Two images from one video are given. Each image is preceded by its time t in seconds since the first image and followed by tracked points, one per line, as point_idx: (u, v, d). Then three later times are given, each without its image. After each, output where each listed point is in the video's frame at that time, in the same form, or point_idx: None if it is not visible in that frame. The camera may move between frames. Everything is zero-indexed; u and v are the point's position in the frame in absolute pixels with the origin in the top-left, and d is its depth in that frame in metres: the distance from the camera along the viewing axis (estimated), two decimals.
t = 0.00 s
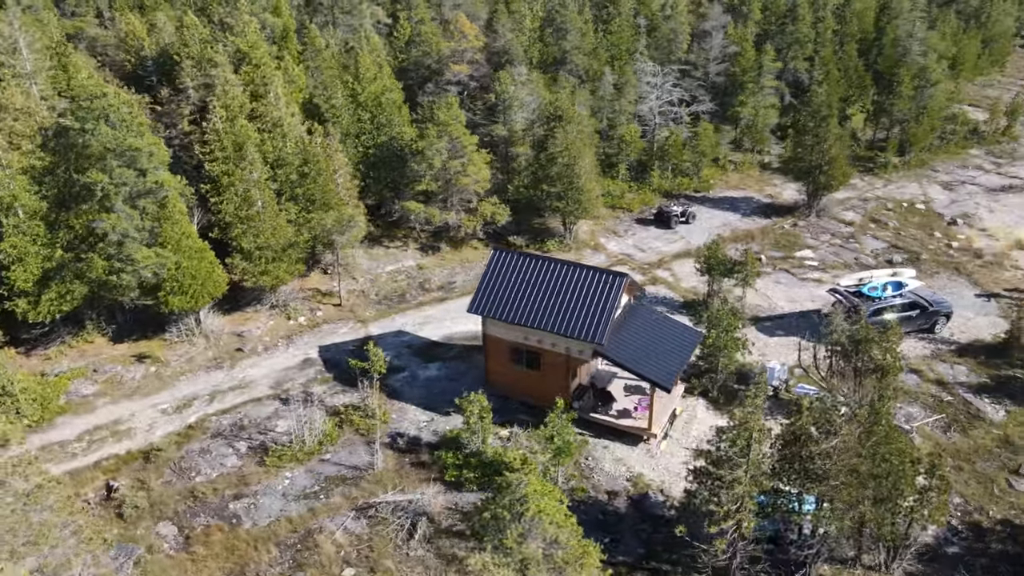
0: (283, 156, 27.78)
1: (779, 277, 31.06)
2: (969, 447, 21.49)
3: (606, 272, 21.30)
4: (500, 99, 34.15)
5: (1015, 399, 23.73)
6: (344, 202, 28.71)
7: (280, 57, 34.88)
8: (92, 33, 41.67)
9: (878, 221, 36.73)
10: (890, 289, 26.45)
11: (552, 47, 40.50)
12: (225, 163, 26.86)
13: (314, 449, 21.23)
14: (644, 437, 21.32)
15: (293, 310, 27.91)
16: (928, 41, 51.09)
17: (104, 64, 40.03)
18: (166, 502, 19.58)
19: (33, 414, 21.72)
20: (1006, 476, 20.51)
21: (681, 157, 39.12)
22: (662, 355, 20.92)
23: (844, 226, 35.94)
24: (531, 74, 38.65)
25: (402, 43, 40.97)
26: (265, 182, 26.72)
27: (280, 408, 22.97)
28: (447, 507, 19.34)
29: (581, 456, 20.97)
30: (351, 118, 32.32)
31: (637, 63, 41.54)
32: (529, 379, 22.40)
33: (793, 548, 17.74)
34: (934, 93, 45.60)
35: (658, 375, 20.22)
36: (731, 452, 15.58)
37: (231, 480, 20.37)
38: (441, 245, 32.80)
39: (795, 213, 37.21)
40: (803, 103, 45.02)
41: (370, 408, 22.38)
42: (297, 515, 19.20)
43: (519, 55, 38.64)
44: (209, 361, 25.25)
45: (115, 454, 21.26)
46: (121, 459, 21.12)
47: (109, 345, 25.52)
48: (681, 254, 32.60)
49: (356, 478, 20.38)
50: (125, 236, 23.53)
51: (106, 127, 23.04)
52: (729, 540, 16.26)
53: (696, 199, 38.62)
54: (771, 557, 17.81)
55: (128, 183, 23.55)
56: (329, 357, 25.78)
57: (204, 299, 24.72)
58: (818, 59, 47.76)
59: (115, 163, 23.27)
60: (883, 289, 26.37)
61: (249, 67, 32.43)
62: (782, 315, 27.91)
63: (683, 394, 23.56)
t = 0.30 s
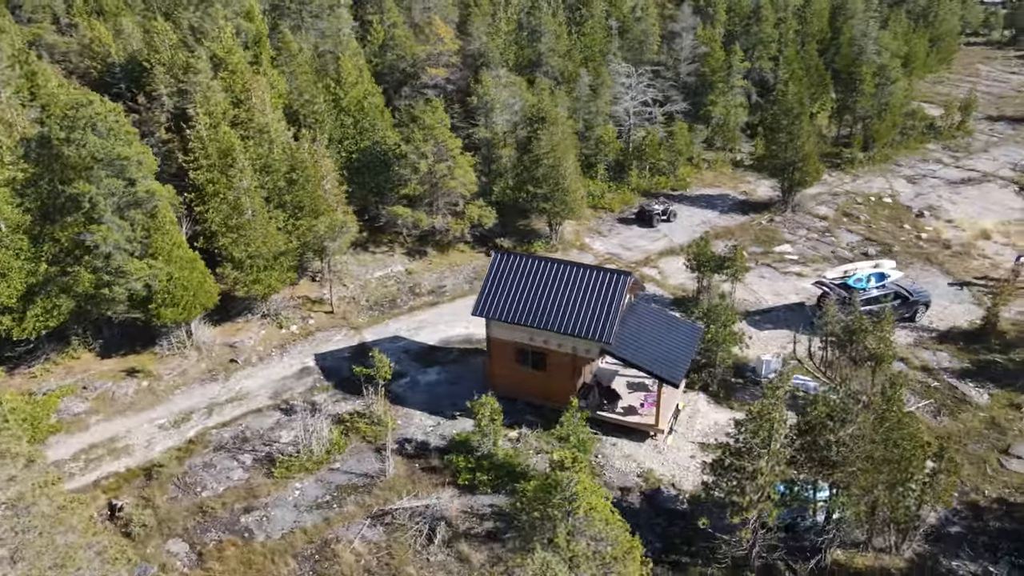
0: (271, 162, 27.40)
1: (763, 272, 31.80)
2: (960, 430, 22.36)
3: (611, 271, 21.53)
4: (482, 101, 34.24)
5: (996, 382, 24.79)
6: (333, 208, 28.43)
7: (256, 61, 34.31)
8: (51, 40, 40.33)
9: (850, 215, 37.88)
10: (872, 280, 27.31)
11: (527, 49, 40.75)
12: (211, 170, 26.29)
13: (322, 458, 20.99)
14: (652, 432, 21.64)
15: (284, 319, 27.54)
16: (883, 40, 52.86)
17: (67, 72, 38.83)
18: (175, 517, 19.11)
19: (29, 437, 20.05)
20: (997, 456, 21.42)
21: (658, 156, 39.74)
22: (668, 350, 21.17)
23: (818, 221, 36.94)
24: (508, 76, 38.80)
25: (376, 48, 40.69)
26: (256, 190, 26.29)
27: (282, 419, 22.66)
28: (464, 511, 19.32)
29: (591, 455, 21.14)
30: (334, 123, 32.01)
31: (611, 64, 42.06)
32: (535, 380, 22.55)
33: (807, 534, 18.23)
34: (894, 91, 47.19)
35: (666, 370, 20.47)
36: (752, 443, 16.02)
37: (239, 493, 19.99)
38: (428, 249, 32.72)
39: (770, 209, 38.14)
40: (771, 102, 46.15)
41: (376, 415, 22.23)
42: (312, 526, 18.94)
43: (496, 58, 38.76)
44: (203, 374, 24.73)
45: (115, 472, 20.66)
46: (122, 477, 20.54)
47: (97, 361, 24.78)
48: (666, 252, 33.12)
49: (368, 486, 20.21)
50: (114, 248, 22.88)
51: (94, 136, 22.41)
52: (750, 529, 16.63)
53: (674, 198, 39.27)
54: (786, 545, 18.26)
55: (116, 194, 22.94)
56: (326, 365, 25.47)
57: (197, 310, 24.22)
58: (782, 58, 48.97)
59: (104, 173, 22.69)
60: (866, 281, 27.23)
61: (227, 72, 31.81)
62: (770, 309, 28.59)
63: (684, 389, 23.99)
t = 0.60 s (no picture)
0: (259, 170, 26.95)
1: (746, 267, 32.51)
2: (950, 413, 23.25)
3: (614, 271, 21.81)
4: (465, 105, 34.22)
5: (977, 367, 25.85)
6: (322, 215, 28.11)
7: (232, 67, 33.70)
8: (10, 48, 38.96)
9: (823, 209, 38.96)
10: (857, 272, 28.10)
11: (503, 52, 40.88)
12: (195, 179, 25.57)
13: (332, 468, 20.76)
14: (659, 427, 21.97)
15: (276, 328, 27.16)
16: (840, 40, 54.55)
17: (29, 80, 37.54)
18: (185, 534, 18.64)
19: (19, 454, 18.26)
20: (987, 437, 22.32)
21: (635, 156, 40.26)
22: (672, 348, 21.59)
23: (794, 216, 37.91)
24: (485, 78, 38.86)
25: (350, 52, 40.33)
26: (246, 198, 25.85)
27: (286, 429, 22.35)
28: (481, 513, 19.31)
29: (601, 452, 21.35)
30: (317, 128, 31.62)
31: (585, 66, 42.47)
32: (541, 381, 22.70)
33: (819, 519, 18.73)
34: (856, 89, 48.66)
35: (672, 367, 20.87)
36: (772, 433, 16.48)
37: (249, 506, 19.61)
38: (415, 253, 32.59)
39: (746, 206, 39.00)
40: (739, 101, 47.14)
41: (382, 421, 22.09)
42: (329, 536, 18.70)
43: (473, 60, 38.80)
44: (199, 386, 24.22)
45: (118, 491, 20.08)
46: (125, 495, 19.97)
47: (86, 377, 24.05)
48: (651, 251, 33.60)
49: (381, 493, 20.06)
50: (105, 260, 22.25)
51: (84, 145, 21.73)
52: (770, 517, 17.01)
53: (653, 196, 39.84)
54: (800, 531, 18.74)
55: (106, 205, 22.32)
56: (324, 373, 25.17)
57: (191, 322, 23.67)
58: (748, 58, 50.07)
59: (93, 184, 22.04)
60: (851, 273, 28.03)
61: (205, 79, 31.18)
62: (758, 303, 29.24)
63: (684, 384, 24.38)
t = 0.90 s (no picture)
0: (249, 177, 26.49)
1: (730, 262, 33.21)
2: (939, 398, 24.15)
3: (618, 270, 22.07)
4: (447, 108, 34.18)
5: (959, 353, 26.89)
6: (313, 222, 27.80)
7: (209, 73, 33.05)
8: None
9: (797, 205, 40.00)
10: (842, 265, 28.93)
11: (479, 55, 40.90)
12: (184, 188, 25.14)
13: (344, 476, 20.56)
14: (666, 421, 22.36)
15: (270, 338, 26.79)
16: (800, 40, 56.03)
17: None
18: (200, 551, 18.19)
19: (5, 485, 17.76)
20: (975, 420, 23.25)
21: (614, 157, 40.72)
22: (676, 343, 21.96)
23: (770, 212, 38.84)
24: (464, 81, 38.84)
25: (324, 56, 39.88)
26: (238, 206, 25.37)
27: (292, 440, 22.07)
28: (499, 515, 19.34)
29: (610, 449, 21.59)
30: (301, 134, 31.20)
31: (560, 68, 42.76)
32: (548, 380, 22.91)
33: (830, 506, 19.25)
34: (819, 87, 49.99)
35: (678, 362, 21.21)
36: (790, 424, 16.91)
37: (263, 519, 19.26)
38: (403, 258, 32.45)
39: (723, 204, 39.81)
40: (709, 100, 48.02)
41: (391, 428, 21.99)
42: (349, 545, 18.50)
43: (451, 64, 38.74)
44: (197, 400, 23.72)
45: (124, 509, 19.53)
46: (133, 513, 19.43)
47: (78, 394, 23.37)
48: (637, 249, 34.07)
49: (397, 499, 19.96)
50: (99, 274, 21.64)
51: (76, 156, 21.03)
52: (788, 505, 17.45)
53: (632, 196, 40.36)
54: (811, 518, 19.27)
55: (99, 217, 21.69)
56: (324, 382, 24.88)
57: (188, 334, 23.13)
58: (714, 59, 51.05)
59: (85, 196, 21.37)
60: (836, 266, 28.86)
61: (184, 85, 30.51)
62: (747, 297, 29.92)
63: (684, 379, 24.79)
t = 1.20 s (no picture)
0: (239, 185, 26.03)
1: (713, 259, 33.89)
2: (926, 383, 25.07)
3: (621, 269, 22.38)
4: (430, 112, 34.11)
5: (939, 339, 27.94)
6: (304, 229, 27.48)
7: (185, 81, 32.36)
8: None
9: (771, 202, 41.00)
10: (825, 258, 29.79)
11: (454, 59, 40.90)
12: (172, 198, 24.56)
13: (357, 485, 20.37)
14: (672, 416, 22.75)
15: (265, 349, 26.38)
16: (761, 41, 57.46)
17: None
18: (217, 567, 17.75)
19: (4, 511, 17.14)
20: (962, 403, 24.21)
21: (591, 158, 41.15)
22: (679, 340, 22.38)
23: (746, 209, 39.75)
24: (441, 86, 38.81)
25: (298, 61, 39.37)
26: (231, 215, 24.95)
27: (299, 451, 21.78)
28: (518, 516, 19.40)
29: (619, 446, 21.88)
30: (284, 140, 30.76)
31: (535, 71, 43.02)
32: (553, 381, 23.05)
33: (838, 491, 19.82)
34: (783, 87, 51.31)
35: (683, 357, 21.61)
36: (805, 414, 17.39)
37: (278, 531, 18.92)
38: (391, 264, 32.25)
39: (700, 202, 40.58)
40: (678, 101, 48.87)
41: (400, 434, 21.87)
42: (369, 553, 18.32)
43: (428, 68, 38.67)
44: (196, 414, 23.21)
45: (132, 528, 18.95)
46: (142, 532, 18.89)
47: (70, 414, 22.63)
48: (622, 248, 34.50)
49: (412, 506, 19.86)
50: (94, 288, 21.04)
51: (69, 167, 20.45)
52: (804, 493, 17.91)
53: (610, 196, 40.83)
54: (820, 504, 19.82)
55: (92, 229, 21.07)
56: (324, 391, 24.57)
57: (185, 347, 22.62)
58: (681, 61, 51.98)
59: (78, 209, 20.77)
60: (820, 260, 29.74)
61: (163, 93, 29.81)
62: (735, 293, 30.62)
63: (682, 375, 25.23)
